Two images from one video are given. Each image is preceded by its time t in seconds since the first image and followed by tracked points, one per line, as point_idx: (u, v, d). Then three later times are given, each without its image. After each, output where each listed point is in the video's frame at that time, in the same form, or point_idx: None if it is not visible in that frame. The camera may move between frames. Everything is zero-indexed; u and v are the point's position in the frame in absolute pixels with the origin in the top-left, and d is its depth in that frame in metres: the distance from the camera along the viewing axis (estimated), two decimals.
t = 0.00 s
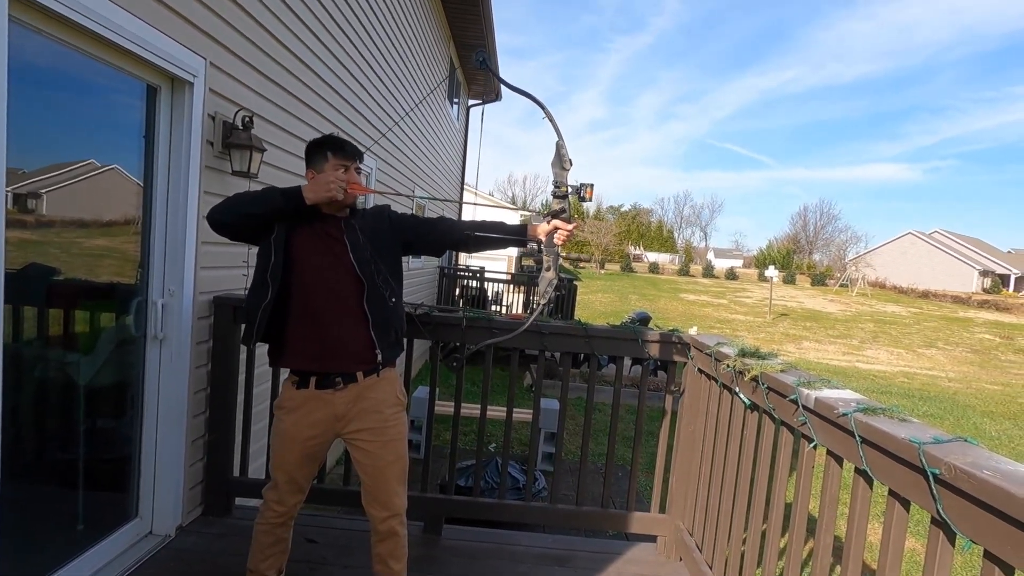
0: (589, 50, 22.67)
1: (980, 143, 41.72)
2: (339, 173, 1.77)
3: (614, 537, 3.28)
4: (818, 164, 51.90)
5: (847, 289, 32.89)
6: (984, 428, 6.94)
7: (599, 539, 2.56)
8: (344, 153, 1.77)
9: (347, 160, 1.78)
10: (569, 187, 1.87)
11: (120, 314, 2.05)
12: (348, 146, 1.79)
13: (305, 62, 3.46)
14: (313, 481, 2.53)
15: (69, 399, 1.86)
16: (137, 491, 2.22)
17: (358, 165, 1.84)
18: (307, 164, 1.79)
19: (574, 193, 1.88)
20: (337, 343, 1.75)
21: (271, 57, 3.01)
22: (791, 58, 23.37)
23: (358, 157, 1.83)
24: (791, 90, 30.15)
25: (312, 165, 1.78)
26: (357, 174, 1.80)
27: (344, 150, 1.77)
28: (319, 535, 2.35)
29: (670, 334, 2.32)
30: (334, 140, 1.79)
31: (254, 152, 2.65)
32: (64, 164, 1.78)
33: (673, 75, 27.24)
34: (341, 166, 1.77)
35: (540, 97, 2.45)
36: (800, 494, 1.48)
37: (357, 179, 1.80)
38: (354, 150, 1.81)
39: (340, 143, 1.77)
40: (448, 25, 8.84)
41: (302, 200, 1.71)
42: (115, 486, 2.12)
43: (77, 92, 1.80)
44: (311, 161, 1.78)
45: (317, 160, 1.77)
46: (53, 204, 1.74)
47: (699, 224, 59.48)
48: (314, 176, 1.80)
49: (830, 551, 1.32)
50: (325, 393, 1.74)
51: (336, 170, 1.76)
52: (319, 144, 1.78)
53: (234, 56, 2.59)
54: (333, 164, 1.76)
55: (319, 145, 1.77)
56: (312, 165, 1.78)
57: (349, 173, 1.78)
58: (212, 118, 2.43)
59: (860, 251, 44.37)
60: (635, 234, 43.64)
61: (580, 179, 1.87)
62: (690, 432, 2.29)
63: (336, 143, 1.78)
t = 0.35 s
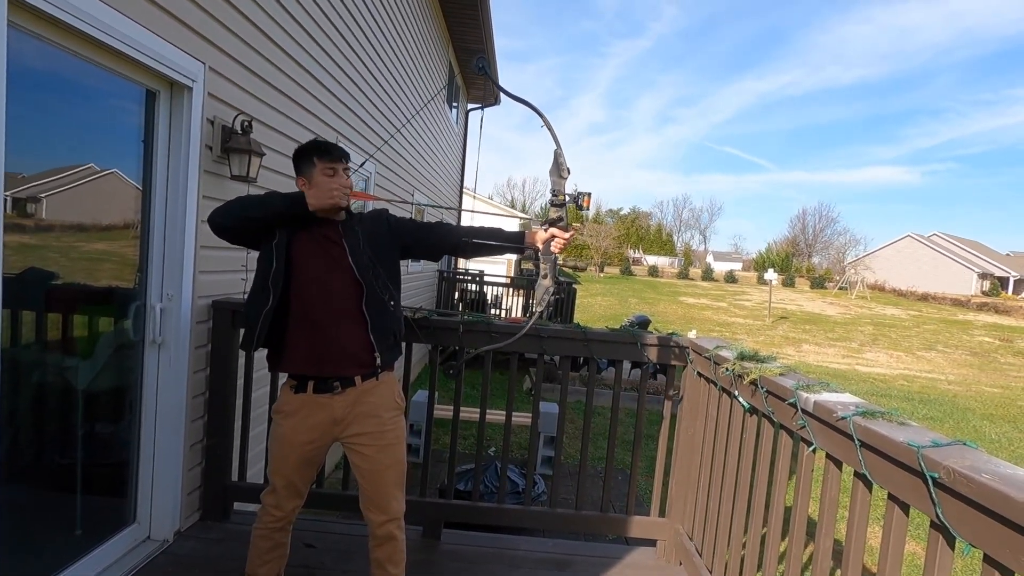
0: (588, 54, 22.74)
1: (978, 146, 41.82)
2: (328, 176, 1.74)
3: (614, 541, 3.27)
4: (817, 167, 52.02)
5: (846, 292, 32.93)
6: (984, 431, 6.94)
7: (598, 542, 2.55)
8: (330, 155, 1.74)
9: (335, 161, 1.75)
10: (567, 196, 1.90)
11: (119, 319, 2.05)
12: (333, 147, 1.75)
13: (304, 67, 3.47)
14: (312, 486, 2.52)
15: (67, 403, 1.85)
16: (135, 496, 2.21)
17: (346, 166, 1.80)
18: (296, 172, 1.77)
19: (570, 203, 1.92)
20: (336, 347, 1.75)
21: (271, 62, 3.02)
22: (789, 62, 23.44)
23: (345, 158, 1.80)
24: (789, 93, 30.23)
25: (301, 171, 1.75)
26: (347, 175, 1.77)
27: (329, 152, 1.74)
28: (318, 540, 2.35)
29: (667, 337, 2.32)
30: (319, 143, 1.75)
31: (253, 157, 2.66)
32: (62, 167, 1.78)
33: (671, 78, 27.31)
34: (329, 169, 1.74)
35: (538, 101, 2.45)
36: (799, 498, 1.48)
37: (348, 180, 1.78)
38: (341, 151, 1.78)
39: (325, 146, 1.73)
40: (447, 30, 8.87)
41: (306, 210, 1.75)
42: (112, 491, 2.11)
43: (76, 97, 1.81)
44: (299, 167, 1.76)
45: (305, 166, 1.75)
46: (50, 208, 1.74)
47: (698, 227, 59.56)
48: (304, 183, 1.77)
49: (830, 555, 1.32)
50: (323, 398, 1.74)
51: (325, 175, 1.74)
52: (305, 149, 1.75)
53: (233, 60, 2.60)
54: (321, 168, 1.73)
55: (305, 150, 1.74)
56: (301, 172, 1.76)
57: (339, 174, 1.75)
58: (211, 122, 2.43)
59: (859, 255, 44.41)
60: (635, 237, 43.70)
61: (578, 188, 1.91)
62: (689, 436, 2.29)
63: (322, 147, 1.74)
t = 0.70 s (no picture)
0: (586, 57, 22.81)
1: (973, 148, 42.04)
2: (328, 177, 1.77)
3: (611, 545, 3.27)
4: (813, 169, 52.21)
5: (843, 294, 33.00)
6: (981, 432, 6.95)
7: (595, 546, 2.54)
8: (332, 157, 1.78)
9: (336, 164, 1.78)
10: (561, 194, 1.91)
11: (114, 322, 2.04)
12: (335, 151, 1.80)
13: (301, 70, 3.47)
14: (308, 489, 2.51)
15: (62, 407, 1.84)
16: (130, 500, 2.20)
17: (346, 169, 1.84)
18: (296, 172, 1.79)
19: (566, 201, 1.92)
20: (331, 350, 1.74)
21: (268, 65, 3.02)
22: (786, 65, 23.55)
23: (345, 162, 1.83)
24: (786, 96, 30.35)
25: (301, 171, 1.78)
26: (347, 178, 1.80)
27: (331, 155, 1.78)
28: (314, 544, 2.34)
29: (663, 339, 2.32)
30: (321, 146, 1.79)
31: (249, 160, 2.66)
32: (58, 170, 1.78)
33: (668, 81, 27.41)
34: (330, 170, 1.77)
35: (534, 103, 2.46)
36: (796, 500, 1.48)
37: (347, 182, 1.80)
38: (342, 154, 1.82)
39: (327, 149, 1.78)
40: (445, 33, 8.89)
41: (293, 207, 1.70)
42: (107, 495, 2.10)
43: (72, 99, 1.80)
44: (299, 168, 1.78)
45: (305, 166, 1.77)
46: (47, 211, 1.74)
47: (696, 229, 59.69)
48: (304, 183, 1.79)
49: (826, 557, 1.31)
50: (319, 402, 1.73)
51: (326, 175, 1.76)
52: (306, 150, 1.78)
53: (229, 63, 2.59)
54: (322, 169, 1.76)
55: (307, 151, 1.78)
56: (300, 172, 1.78)
57: (338, 176, 1.78)
58: (207, 125, 2.43)
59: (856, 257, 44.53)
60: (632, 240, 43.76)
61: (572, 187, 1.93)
62: (686, 439, 2.29)
63: (324, 149, 1.78)
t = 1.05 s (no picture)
0: (583, 59, 22.85)
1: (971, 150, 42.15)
2: (329, 180, 1.76)
3: (610, 546, 3.27)
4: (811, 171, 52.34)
5: (841, 295, 33.07)
6: (979, 433, 6.96)
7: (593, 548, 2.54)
8: (334, 161, 1.78)
9: (338, 169, 1.78)
10: (557, 194, 1.91)
11: (110, 325, 2.04)
12: (338, 156, 1.80)
13: (299, 73, 3.47)
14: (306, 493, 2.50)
15: (59, 413, 1.84)
16: (127, 504, 2.19)
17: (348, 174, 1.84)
18: (297, 172, 1.79)
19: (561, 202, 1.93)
20: (327, 352, 1.74)
21: (265, 68, 3.02)
22: (783, 67, 23.61)
23: (348, 167, 1.83)
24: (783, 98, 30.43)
25: (301, 173, 1.77)
26: (347, 184, 1.79)
27: (334, 159, 1.78)
28: (312, 548, 2.33)
29: (662, 341, 2.32)
30: (324, 149, 1.79)
31: (247, 162, 2.65)
32: (55, 172, 1.77)
33: (666, 83, 27.48)
34: (331, 174, 1.76)
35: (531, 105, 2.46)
36: (794, 501, 1.47)
37: (346, 186, 1.80)
38: (344, 159, 1.82)
39: (330, 152, 1.78)
40: (443, 36, 8.90)
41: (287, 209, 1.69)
42: (105, 499, 2.09)
43: (68, 102, 1.80)
44: (300, 169, 1.78)
45: (308, 168, 1.77)
46: (45, 214, 1.73)
47: (694, 231, 59.81)
48: (304, 184, 1.79)
49: (826, 559, 1.31)
50: (315, 405, 1.73)
51: (326, 178, 1.76)
52: (309, 153, 1.78)
53: (226, 66, 2.59)
54: (323, 172, 1.76)
55: (309, 153, 1.77)
56: (301, 173, 1.78)
57: (338, 181, 1.78)
58: (204, 128, 2.43)
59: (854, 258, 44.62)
60: (630, 241, 43.83)
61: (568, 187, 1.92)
62: (685, 440, 2.29)
63: (327, 152, 1.78)
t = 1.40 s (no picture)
0: (585, 59, 22.84)
1: (974, 148, 41.98)
2: (331, 180, 1.77)
3: (613, 546, 3.26)
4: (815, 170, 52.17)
5: (845, 294, 32.93)
6: (984, 432, 6.93)
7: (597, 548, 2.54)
8: (336, 161, 1.78)
9: (340, 168, 1.79)
10: (560, 191, 1.90)
11: (115, 326, 2.04)
12: (340, 156, 1.80)
13: (302, 74, 3.48)
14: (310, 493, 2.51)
15: (64, 413, 1.85)
16: (131, 505, 2.20)
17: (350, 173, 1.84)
18: (298, 172, 1.79)
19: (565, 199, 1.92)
20: (330, 352, 1.74)
21: (268, 69, 3.03)
22: (785, 65, 23.57)
23: (349, 167, 1.84)
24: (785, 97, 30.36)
25: (303, 174, 1.78)
26: (350, 183, 1.79)
27: (336, 159, 1.79)
28: (317, 548, 2.33)
29: (665, 340, 2.32)
30: (326, 149, 1.80)
31: (250, 163, 2.66)
32: (60, 173, 1.78)
33: (668, 83, 27.45)
34: (333, 174, 1.77)
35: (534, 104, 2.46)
36: (799, 501, 1.47)
37: (348, 186, 1.80)
38: (346, 159, 1.82)
39: (332, 152, 1.78)
40: (445, 36, 8.92)
41: (291, 208, 1.70)
42: (109, 499, 2.10)
43: (73, 103, 1.80)
44: (302, 169, 1.78)
45: (309, 168, 1.77)
46: (50, 215, 1.74)
47: (697, 230, 59.70)
48: (306, 184, 1.79)
49: (831, 560, 1.30)
50: (319, 405, 1.73)
51: (328, 178, 1.76)
52: (311, 152, 1.78)
53: (230, 67, 2.60)
54: (326, 172, 1.76)
55: (310, 154, 1.78)
56: (303, 173, 1.78)
57: (340, 181, 1.78)
58: (208, 129, 2.43)
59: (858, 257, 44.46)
60: (634, 241, 43.75)
61: (571, 184, 1.92)
62: (689, 440, 2.28)
63: (329, 152, 1.79)
